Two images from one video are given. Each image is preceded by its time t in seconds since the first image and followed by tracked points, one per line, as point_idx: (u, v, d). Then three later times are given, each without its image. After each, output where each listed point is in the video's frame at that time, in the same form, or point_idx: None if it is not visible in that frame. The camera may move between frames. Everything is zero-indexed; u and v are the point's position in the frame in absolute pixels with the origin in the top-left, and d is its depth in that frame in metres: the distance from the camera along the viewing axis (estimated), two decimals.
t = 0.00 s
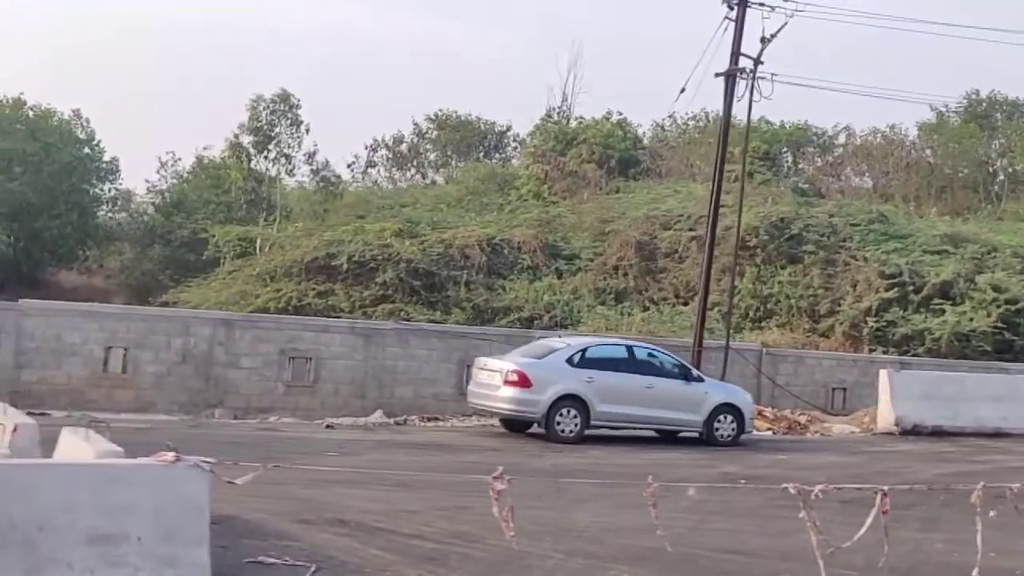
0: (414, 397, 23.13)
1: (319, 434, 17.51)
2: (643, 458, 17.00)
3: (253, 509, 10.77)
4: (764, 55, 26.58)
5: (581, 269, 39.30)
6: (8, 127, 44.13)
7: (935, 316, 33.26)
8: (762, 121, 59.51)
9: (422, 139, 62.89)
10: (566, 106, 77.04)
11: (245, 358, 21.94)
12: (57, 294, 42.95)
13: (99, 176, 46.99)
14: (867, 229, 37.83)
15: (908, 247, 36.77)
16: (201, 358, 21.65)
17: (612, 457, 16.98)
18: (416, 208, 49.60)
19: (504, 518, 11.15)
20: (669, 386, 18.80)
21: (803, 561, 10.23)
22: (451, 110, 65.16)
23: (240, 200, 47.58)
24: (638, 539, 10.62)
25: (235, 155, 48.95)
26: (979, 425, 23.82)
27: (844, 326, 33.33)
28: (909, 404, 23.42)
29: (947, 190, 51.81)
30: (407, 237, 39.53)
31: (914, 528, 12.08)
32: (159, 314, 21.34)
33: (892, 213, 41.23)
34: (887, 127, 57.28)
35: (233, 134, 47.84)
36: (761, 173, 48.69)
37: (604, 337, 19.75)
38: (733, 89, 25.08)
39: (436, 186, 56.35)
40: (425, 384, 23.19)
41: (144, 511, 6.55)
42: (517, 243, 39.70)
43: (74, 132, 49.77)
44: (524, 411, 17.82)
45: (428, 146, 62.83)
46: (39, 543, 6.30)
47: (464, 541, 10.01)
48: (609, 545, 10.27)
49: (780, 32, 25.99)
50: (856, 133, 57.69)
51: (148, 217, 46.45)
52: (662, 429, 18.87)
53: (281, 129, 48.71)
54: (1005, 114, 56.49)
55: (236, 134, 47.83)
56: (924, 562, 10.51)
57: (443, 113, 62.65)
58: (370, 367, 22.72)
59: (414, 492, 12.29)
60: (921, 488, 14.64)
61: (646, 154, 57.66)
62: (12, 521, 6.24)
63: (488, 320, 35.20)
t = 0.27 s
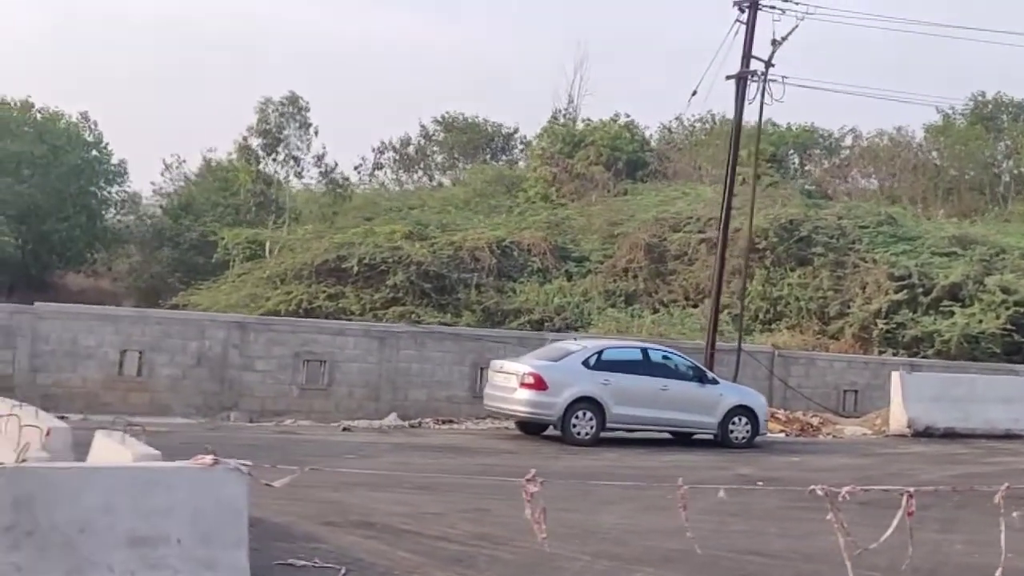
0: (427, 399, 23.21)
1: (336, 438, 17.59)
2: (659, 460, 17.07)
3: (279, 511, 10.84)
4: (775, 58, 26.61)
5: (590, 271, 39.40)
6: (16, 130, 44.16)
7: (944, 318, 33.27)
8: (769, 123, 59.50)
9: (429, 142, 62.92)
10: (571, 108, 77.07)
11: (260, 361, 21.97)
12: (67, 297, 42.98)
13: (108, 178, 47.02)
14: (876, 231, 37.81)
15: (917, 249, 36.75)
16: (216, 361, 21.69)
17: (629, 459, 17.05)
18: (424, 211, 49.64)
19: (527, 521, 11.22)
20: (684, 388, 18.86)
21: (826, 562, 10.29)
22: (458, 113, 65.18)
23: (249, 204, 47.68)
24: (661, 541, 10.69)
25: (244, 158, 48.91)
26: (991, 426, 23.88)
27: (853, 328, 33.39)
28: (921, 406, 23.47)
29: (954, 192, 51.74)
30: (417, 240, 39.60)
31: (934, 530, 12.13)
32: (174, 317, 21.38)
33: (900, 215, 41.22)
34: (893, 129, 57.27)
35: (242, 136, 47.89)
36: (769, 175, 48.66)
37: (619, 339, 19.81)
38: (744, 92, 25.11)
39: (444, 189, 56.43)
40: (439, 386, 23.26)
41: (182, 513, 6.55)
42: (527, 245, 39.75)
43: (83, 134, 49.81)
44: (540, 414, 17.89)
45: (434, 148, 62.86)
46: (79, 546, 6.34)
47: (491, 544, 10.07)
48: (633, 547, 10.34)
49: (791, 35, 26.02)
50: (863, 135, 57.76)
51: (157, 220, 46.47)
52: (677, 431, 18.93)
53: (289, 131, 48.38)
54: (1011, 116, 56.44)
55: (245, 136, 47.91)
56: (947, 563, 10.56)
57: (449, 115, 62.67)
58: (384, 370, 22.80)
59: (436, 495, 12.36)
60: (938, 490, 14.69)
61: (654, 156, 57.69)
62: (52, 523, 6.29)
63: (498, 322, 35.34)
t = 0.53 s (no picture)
0: (435, 400, 23.29)
1: (346, 438, 17.67)
2: (669, 460, 17.15)
3: (297, 512, 10.92)
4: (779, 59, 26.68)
5: (594, 272, 39.49)
6: (17, 133, 43.49)
7: (948, 317, 33.35)
8: (769, 124, 59.52)
9: (431, 143, 62.92)
10: (572, 109, 77.08)
11: (268, 363, 21.97)
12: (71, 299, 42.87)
13: (111, 180, 46.96)
14: (879, 231, 37.86)
15: (920, 248, 36.81)
16: (225, 362, 21.63)
17: (638, 458, 17.13)
18: (427, 212, 49.68)
19: (543, 521, 11.31)
20: (693, 388, 18.92)
21: (841, 560, 10.37)
22: (459, 114, 65.19)
23: (252, 206, 47.64)
24: (677, 540, 10.78)
25: (247, 160, 49.04)
26: (996, 424, 23.94)
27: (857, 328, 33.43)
28: (927, 405, 23.53)
29: (956, 191, 51.72)
30: (421, 241, 39.66)
31: (947, 527, 12.23)
32: (183, 319, 21.30)
33: (904, 215, 41.24)
34: (894, 129, 57.30)
35: (245, 138, 47.94)
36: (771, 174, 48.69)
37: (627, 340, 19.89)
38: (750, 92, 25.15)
39: (446, 190, 56.48)
40: (447, 387, 23.35)
41: (213, 515, 6.63)
42: (530, 246, 39.83)
43: (85, 136, 49.73)
44: (550, 414, 17.96)
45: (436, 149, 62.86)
46: (112, 547, 6.40)
47: (508, 544, 10.16)
48: (650, 546, 10.43)
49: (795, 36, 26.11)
50: (864, 135, 57.86)
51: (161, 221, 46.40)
52: (687, 430, 19.00)
53: (292, 133, 48.65)
54: (1012, 115, 56.42)
55: (248, 138, 47.92)
56: (961, 560, 10.65)
57: (450, 117, 62.67)
58: (392, 371, 22.87)
59: (451, 495, 12.45)
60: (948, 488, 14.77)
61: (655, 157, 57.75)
62: (85, 526, 6.36)
63: (503, 323, 35.50)
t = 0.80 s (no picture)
0: (443, 401, 23.36)
1: (358, 439, 17.73)
2: (680, 460, 17.21)
3: (316, 512, 10.99)
4: (785, 59, 26.75)
5: (599, 272, 39.56)
6: (20, 135, 42.52)
7: (952, 316, 33.41)
8: (771, 124, 59.51)
9: (433, 144, 62.92)
10: (574, 110, 77.12)
11: (277, 364, 21.99)
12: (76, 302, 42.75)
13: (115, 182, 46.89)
14: (882, 230, 37.91)
15: (924, 247, 36.87)
16: (234, 364, 21.65)
17: (649, 458, 17.20)
18: (430, 213, 49.70)
19: (559, 521, 11.38)
20: (702, 388, 18.99)
21: (857, 558, 10.44)
22: (461, 115, 65.20)
23: (256, 208, 47.54)
24: (694, 539, 10.86)
25: (251, 162, 49.22)
26: (1002, 423, 23.99)
27: (862, 327, 33.47)
28: (933, 404, 23.59)
29: (959, 190, 51.69)
30: (426, 242, 39.71)
31: (960, 525, 12.28)
32: (192, 321, 21.33)
33: (907, 214, 41.27)
34: (896, 128, 57.30)
35: (249, 140, 47.96)
36: (774, 174, 48.70)
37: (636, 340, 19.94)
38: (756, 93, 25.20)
39: (448, 191, 56.51)
40: (455, 388, 23.41)
41: (244, 516, 6.67)
42: (535, 247, 39.88)
43: (88, 139, 49.65)
44: (560, 414, 18.03)
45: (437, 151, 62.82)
46: (143, 548, 6.43)
47: (526, 543, 10.23)
48: (667, 545, 10.50)
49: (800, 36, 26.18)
50: (865, 135, 57.96)
51: (165, 224, 46.34)
52: (696, 430, 19.06)
53: (296, 135, 48.85)
54: (1014, 114, 56.39)
55: (253, 140, 47.97)
56: (975, 558, 10.72)
57: (452, 118, 62.65)
58: (400, 372, 22.92)
59: (466, 495, 12.52)
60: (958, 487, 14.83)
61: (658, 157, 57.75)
62: (117, 526, 6.38)
63: (508, 324, 35.60)
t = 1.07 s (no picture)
0: (452, 401, 23.44)
1: (369, 440, 17.80)
2: (690, 459, 17.29)
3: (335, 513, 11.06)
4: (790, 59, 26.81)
5: (603, 273, 39.64)
6: (22, 137, 42.18)
7: (956, 315, 33.48)
8: (773, 124, 59.52)
9: (434, 145, 62.91)
10: (574, 110, 77.12)
11: (287, 365, 22.05)
12: (80, 304, 42.68)
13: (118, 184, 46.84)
14: (886, 230, 37.96)
15: (927, 246, 36.93)
16: (243, 366, 21.70)
17: (659, 458, 17.27)
18: (433, 214, 49.74)
19: (576, 520, 11.46)
20: (712, 388, 19.06)
21: (873, 556, 10.52)
22: (462, 116, 65.18)
23: (260, 209, 47.47)
24: (710, 538, 10.94)
25: (254, 163, 49.20)
26: (1009, 421, 24.06)
27: (867, 326, 33.52)
28: (940, 402, 23.66)
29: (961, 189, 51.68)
30: (430, 243, 39.76)
31: (973, 522, 12.36)
32: (201, 323, 21.38)
33: (910, 213, 41.32)
34: (897, 127, 57.32)
35: (252, 142, 47.97)
36: (777, 174, 48.72)
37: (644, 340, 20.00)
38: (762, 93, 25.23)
39: (450, 192, 56.54)
40: (463, 389, 23.49)
41: (274, 516, 6.72)
42: (539, 248, 39.95)
43: (91, 141, 49.61)
44: (570, 414, 18.11)
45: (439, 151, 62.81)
46: (176, 549, 6.48)
47: (545, 543, 10.31)
48: (684, 544, 10.58)
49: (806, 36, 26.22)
50: (867, 134, 58.04)
51: (169, 226, 46.32)
52: (705, 430, 19.13)
53: (299, 137, 48.89)
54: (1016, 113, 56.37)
55: (256, 142, 47.99)
56: (990, 555, 10.79)
57: (454, 118, 62.64)
58: (409, 373, 22.99)
59: (482, 495, 12.60)
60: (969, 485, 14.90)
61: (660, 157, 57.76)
62: (151, 528, 6.44)
63: (513, 325, 35.66)
